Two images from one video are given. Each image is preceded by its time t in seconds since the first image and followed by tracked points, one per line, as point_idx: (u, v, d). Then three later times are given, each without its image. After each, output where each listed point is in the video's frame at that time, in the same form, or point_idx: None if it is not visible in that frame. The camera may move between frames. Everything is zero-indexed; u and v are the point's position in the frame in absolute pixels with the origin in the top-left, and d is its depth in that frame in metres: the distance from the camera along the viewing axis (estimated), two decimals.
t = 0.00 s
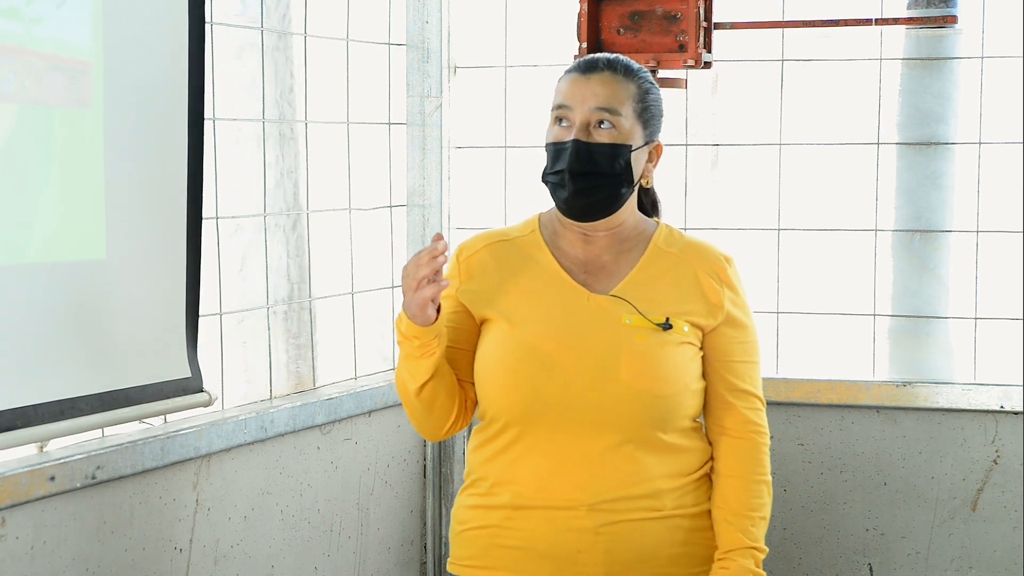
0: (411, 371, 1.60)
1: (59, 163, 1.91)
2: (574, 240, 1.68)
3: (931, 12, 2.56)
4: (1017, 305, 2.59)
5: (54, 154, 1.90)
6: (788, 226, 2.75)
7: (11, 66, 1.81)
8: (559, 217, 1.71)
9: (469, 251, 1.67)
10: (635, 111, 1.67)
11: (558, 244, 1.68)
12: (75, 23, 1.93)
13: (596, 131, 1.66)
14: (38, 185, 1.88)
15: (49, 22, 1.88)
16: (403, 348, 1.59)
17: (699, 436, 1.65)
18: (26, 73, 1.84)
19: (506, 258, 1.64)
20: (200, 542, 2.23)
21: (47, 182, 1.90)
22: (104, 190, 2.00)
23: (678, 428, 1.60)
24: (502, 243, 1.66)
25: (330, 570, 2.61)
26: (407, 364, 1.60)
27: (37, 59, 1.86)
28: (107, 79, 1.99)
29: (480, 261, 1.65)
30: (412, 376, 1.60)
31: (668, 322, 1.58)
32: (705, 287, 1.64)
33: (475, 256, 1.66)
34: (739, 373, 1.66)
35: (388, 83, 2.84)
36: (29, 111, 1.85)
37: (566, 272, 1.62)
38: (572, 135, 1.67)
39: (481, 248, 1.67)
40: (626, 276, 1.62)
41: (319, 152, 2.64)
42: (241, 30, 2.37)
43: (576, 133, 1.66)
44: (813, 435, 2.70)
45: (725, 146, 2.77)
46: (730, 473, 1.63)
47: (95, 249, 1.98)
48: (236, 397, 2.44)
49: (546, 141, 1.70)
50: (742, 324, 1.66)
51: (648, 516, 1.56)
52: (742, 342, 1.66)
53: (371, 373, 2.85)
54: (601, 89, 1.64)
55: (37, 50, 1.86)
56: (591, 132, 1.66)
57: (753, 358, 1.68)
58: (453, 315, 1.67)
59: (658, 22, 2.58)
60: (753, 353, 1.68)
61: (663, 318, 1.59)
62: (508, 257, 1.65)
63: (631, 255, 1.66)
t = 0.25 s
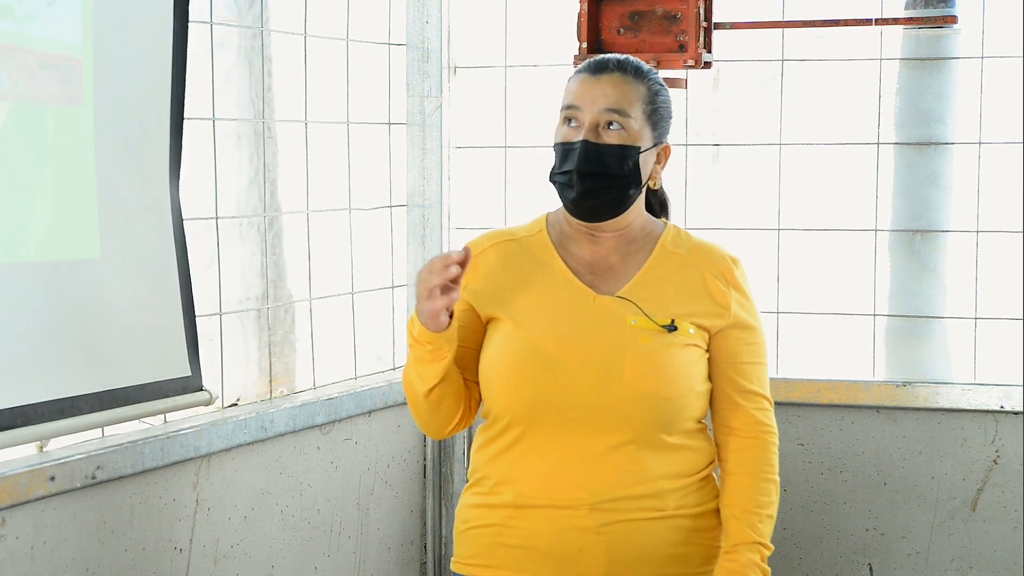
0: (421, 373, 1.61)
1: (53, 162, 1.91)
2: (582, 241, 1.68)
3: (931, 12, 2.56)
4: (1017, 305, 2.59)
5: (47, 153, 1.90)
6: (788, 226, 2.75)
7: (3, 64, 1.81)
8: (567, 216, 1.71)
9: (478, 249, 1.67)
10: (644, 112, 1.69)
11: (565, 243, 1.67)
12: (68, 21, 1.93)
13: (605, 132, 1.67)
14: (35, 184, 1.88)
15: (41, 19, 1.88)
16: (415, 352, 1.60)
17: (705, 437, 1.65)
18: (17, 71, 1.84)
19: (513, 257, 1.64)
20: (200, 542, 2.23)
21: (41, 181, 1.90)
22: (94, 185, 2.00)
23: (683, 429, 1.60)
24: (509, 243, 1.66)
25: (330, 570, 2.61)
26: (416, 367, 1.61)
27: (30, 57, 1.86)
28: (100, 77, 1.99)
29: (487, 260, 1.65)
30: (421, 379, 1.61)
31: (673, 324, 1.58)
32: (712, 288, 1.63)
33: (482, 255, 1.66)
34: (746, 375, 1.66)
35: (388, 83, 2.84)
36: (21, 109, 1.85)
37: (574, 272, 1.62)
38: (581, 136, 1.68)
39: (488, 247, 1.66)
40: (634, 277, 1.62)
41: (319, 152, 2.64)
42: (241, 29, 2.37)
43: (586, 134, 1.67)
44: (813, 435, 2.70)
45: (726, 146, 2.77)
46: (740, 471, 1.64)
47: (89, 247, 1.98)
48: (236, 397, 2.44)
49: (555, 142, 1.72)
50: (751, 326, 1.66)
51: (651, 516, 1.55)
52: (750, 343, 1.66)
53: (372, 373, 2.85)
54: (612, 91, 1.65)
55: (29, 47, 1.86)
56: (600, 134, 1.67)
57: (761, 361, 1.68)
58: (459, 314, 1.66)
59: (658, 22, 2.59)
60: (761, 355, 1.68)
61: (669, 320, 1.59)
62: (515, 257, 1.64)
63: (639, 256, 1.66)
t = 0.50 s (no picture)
0: (445, 388, 1.57)
1: (54, 162, 1.91)
2: (585, 240, 1.69)
3: (930, 13, 2.59)
4: (1017, 305, 2.59)
5: (48, 153, 1.90)
6: (788, 226, 2.75)
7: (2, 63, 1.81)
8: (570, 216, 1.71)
9: (482, 247, 1.67)
10: (651, 112, 1.69)
11: (568, 242, 1.67)
12: (67, 20, 1.93)
13: (611, 132, 1.67)
14: (35, 184, 1.88)
15: (39, 19, 1.88)
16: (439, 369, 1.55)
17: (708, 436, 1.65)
18: (17, 71, 1.84)
19: (516, 257, 1.64)
20: (200, 542, 2.23)
21: (42, 181, 1.90)
22: (97, 187, 2.00)
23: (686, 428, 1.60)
24: (512, 242, 1.67)
25: (330, 570, 2.61)
26: (440, 383, 1.57)
27: (30, 57, 1.86)
28: (98, 77, 1.99)
29: (491, 260, 1.65)
30: (444, 392, 1.57)
31: (676, 322, 1.59)
32: (715, 286, 1.64)
33: (485, 255, 1.66)
34: (748, 370, 1.65)
35: (388, 83, 2.84)
36: (20, 109, 1.85)
37: (577, 271, 1.62)
38: (587, 135, 1.68)
39: (491, 247, 1.67)
40: (637, 276, 1.62)
41: (319, 152, 2.64)
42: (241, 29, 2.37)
43: (592, 134, 1.67)
44: (813, 435, 2.70)
45: (726, 146, 2.77)
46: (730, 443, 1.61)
47: (90, 247, 1.98)
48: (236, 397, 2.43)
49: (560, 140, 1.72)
50: (753, 321, 1.66)
51: (654, 515, 1.56)
52: (752, 339, 1.66)
53: (372, 373, 2.85)
54: (619, 90, 1.65)
55: (27, 46, 1.86)
56: (607, 133, 1.68)
57: (764, 357, 1.67)
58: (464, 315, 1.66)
59: (657, 22, 2.59)
60: (764, 351, 1.68)
61: (672, 318, 1.59)
62: (519, 256, 1.65)
63: (642, 256, 1.66)
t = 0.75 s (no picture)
0: (482, 412, 1.56)
1: (58, 163, 1.91)
2: (583, 240, 1.68)
3: (931, 15, 2.58)
4: (1017, 305, 2.59)
5: (52, 154, 1.90)
6: (788, 226, 2.75)
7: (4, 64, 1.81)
8: (568, 216, 1.72)
9: (481, 246, 1.67)
10: (652, 113, 1.69)
11: (567, 243, 1.68)
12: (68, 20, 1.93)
13: (616, 134, 1.67)
14: (37, 184, 1.88)
15: (46, 21, 1.88)
16: (479, 394, 1.54)
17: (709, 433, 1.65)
18: (26, 73, 1.84)
19: (517, 257, 1.65)
20: (200, 542, 2.23)
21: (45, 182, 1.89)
22: (102, 189, 1.99)
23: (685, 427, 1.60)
24: (512, 242, 1.67)
25: (330, 570, 2.61)
26: (476, 405, 1.55)
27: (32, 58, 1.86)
28: (103, 78, 1.99)
29: (492, 261, 1.66)
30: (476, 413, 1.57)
31: (674, 321, 1.59)
32: (711, 280, 1.64)
33: (486, 255, 1.66)
34: (745, 358, 1.63)
35: (388, 83, 2.84)
36: (27, 111, 1.85)
37: (575, 273, 1.63)
38: (591, 138, 1.68)
39: (491, 246, 1.67)
40: (635, 276, 1.63)
41: (319, 152, 2.63)
42: (241, 29, 2.37)
43: (596, 136, 1.67)
44: (813, 435, 2.70)
45: (727, 146, 2.77)
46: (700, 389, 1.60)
47: (93, 248, 1.98)
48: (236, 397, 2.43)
49: (564, 144, 1.71)
50: (749, 310, 1.65)
51: (655, 515, 1.55)
52: (749, 328, 1.65)
53: (372, 373, 2.85)
54: (621, 91, 1.65)
55: (35, 49, 1.86)
56: (611, 136, 1.67)
57: (763, 346, 1.65)
58: (468, 316, 1.66)
59: (657, 22, 2.59)
60: (762, 341, 1.66)
61: (669, 317, 1.60)
62: (519, 257, 1.65)
63: (639, 255, 1.66)
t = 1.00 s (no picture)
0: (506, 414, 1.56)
1: (59, 163, 1.91)
2: (581, 240, 1.69)
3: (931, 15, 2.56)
4: (1017, 305, 2.59)
5: (53, 154, 1.90)
6: (788, 226, 2.75)
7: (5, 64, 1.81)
8: (564, 216, 1.72)
9: (479, 246, 1.68)
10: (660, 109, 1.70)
11: (565, 243, 1.69)
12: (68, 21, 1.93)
13: (635, 135, 1.66)
14: (38, 184, 1.88)
15: (51, 23, 1.88)
16: (504, 397, 1.54)
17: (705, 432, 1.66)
18: (29, 74, 1.84)
19: (515, 257, 1.66)
20: (200, 542, 2.23)
21: (46, 182, 1.89)
22: (104, 190, 1.99)
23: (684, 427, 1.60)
24: (509, 243, 1.68)
25: (330, 570, 2.61)
26: (501, 406, 1.55)
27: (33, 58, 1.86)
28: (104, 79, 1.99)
29: (490, 262, 1.67)
30: (497, 415, 1.56)
31: (672, 319, 1.61)
32: (705, 277, 1.65)
33: (483, 256, 1.68)
34: (736, 353, 1.64)
35: (388, 83, 2.85)
36: (29, 112, 1.85)
37: (573, 274, 1.65)
38: (609, 141, 1.66)
39: (489, 247, 1.68)
40: (632, 276, 1.64)
41: (319, 152, 2.63)
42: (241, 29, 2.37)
43: (616, 139, 1.65)
44: (813, 435, 2.70)
45: (726, 146, 2.77)
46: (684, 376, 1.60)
47: (94, 249, 1.98)
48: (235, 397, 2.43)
49: (576, 149, 1.67)
50: (741, 306, 1.65)
51: (655, 515, 1.55)
52: (742, 325, 1.65)
53: (372, 373, 2.85)
54: (637, 92, 1.64)
55: (36, 50, 1.86)
56: (629, 137, 1.66)
57: (755, 342, 1.66)
58: (468, 317, 1.67)
59: (657, 22, 2.58)
60: (754, 336, 1.66)
61: (668, 315, 1.61)
62: (517, 257, 1.66)
63: (636, 253, 1.68)
